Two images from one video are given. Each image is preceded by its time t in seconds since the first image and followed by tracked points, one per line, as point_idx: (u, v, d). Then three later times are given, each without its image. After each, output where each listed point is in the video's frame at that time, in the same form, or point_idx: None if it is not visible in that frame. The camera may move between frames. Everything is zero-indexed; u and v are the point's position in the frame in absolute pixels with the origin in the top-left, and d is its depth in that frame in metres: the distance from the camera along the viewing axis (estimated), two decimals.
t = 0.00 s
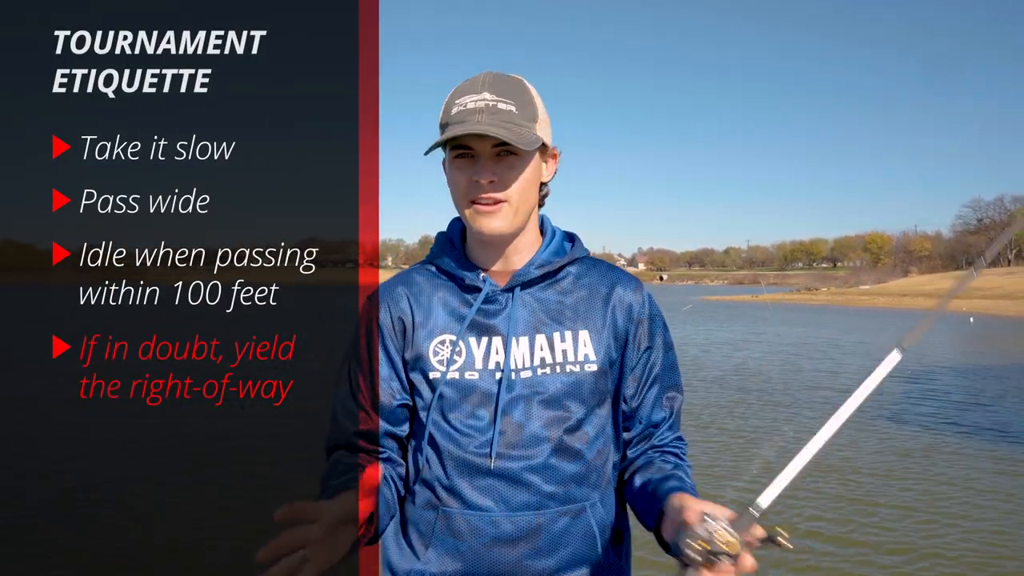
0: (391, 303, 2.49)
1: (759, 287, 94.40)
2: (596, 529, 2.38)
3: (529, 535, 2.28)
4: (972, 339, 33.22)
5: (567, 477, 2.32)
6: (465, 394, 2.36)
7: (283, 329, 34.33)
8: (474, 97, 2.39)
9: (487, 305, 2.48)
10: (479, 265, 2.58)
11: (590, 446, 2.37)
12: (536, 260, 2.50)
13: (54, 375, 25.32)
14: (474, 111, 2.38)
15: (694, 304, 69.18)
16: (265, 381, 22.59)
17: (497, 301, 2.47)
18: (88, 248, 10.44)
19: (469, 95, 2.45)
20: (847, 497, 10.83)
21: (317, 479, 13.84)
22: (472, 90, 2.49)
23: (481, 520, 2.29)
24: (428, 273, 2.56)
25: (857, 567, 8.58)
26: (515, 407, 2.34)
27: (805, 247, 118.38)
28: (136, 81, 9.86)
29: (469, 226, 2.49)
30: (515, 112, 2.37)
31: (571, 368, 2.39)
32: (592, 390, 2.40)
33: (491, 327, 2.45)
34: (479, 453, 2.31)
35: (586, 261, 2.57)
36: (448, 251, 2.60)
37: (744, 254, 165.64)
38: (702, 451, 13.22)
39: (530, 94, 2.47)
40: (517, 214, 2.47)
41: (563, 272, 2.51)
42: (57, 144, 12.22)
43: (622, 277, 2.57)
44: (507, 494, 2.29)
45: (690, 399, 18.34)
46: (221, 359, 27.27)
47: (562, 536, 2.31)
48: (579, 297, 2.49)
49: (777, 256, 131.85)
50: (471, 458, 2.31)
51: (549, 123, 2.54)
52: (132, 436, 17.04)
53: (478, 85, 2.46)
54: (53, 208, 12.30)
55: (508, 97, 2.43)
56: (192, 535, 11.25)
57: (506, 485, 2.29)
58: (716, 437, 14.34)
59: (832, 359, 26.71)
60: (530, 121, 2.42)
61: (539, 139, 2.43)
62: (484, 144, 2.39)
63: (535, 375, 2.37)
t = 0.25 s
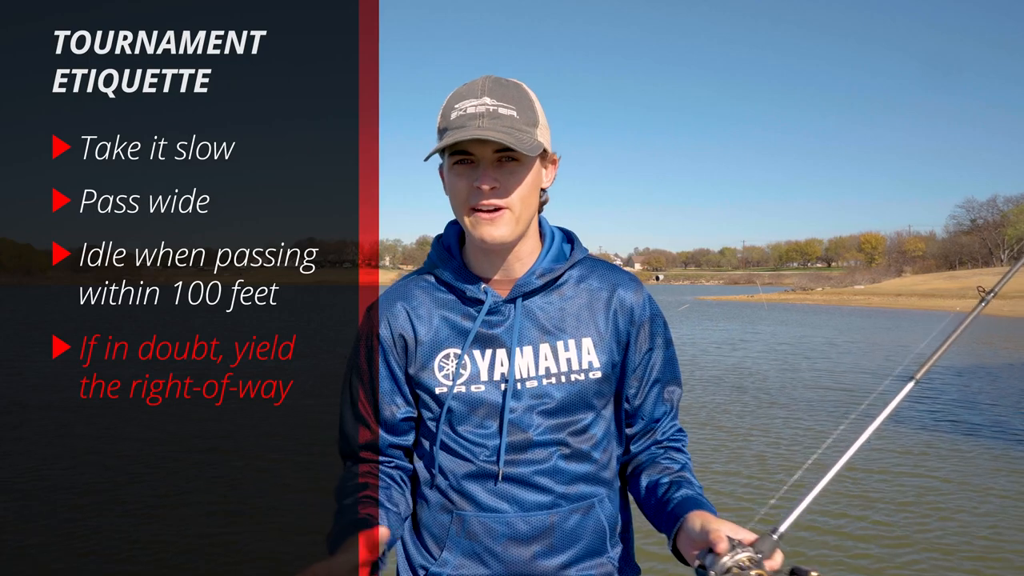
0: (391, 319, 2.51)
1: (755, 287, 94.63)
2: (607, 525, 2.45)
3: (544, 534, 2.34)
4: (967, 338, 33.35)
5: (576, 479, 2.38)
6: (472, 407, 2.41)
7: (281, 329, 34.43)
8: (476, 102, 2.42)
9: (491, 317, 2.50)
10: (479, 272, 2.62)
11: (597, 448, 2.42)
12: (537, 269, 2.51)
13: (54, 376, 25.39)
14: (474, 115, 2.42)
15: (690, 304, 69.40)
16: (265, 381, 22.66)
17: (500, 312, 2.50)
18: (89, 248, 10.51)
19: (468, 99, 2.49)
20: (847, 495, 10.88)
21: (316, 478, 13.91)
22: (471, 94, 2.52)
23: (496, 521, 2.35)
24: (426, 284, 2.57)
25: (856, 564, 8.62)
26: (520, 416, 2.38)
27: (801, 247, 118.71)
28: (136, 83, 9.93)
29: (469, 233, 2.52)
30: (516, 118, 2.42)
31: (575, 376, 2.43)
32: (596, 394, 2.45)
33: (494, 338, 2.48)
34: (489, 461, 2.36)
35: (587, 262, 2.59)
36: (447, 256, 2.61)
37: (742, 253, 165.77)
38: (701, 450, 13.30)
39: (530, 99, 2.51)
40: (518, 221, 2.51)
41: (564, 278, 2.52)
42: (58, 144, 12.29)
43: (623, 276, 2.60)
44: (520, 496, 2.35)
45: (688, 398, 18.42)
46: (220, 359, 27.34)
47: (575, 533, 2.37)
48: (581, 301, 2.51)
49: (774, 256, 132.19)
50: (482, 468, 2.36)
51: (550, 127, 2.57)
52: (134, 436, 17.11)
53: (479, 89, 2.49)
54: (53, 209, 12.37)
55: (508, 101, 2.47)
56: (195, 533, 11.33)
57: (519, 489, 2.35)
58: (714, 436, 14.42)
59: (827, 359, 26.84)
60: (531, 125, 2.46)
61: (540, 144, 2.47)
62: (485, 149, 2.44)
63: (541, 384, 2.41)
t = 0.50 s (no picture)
0: (373, 320, 2.36)
1: (747, 287, 95.27)
2: (586, 531, 2.45)
3: (528, 543, 2.30)
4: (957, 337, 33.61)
5: (559, 485, 2.36)
6: (456, 412, 2.34)
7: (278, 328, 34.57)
8: (466, 103, 2.43)
9: (475, 320, 2.46)
10: (461, 275, 2.61)
11: (577, 452, 2.42)
12: (519, 273, 2.53)
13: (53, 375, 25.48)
14: (465, 116, 2.43)
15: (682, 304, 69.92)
16: (263, 381, 22.76)
17: (483, 315, 2.46)
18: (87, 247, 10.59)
19: (456, 99, 2.49)
20: (840, 494, 10.98)
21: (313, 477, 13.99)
22: (459, 94, 2.52)
23: (479, 532, 2.28)
24: (409, 284, 2.49)
25: (847, 563, 8.72)
26: (506, 420, 2.33)
27: (795, 247, 119.39)
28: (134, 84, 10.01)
29: (454, 235, 2.52)
30: (506, 120, 2.44)
31: (558, 379, 2.42)
32: (577, 398, 2.45)
33: (478, 342, 2.43)
34: (473, 469, 2.29)
35: (566, 265, 2.62)
36: (428, 258, 2.61)
37: (738, 253, 166.27)
38: (696, 450, 13.38)
39: (516, 102, 2.54)
40: (504, 223, 2.52)
41: (545, 280, 2.53)
42: (58, 144, 12.36)
43: (600, 280, 2.63)
44: (504, 504, 2.29)
45: (682, 398, 18.53)
46: (219, 359, 27.47)
47: (558, 540, 2.35)
48: (563, 304, 2.52)
49: (768, 256, 132.97)
50: (466, 476, 2.29)
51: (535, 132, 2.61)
52: (133, 435, 17.19)
53: (468, 90, 2.50)
54: (52, 208, 12.44)
55: (497, 104, 2.49)
56: (195, 533, 11.40)
57: (503, 498, 2.29)
58: (709, 436, 14.50)
59: (818, 358, 27.08)
60: (520, 128, 2.49)
61: (529, 147, 2.50)
62: (475, 150, 2.45)
63: (524, 387, 2.38)
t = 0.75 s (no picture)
0: (331, 313, 2.30)
1: (741, 287, 95.76)
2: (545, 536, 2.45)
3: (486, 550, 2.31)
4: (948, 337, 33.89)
5: (519, 488, 2.35)
6: (414, 411, 2.31)
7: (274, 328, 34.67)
8: (462, 93, 2.35)
9: (437, 316, 2.45)
10: (431, 271, 2.57)
11: (539, 455, 2.41)
12: (483, 269, 2.53)
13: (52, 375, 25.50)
14: (461, 106, 2.35)
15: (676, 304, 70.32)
16: (259, 381, 22.84)
17: (446, 312, 2.46)
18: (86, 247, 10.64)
19: (448, 88, 2.41)
20: (840, 495, 11.03)
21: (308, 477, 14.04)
22: (449, 83, 2.44)
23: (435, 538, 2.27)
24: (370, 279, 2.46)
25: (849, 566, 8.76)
26: (466, 420, 2.32)
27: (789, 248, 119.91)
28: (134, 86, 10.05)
29: (436, 227, 2.42)
30: (499, 115, 2.40)
31: (521, 377, 2.43)
32: (541, 398, 2.45)
33: (440, 339, 2.42)
34: (431, 470, 2.27)
35: (529, 265, 2.65)
36: (394, 254, 2.55)
37: (734, 253, 166.80)
38: (693, 450, 13.42)
39: (502, 100, 2.51)
40: (487, 219, 2.47)
41: (508, 279, 2.55)
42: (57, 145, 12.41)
43: (564, 280, 2.65)
44: (461, 510, 2.27)
45: (676, 398, 18.61)
46: (217, 359, 27.54)
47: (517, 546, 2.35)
48: (526, 303, 2.53)
49: (763, 257, 133.52)
50: (424, 479, 2.26)
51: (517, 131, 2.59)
52: (132, 435, 17.21)
53: (460, 81, 2.43)
54: (52, 209, 12.48)
55: (488, 98, 2.44)
56: (198, 533, 11.43)
57: (461, 503, 2.27)
58: (706, 436, 14.54)
59: (810, 359, 27.25)
60: (507, 126, 2.46)
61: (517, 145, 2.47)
62: (468, 141, 2.37)
63: (486, 386, 2.38)
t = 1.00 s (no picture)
0: (295, 308, 2.27)
1: (739, 288, 95.85)
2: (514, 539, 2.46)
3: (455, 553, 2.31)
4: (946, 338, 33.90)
5: (490, 488, 2.35)
6: (386, 406, 2.29)
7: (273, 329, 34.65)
8: (473, 88, 2.34)
9: (409, 310, 2.43)
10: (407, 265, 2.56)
11: (510, 454, 2.41)
12: (455, 263, 2.54)
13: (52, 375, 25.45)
14: (473, 100, 2.33)
15: (674, 304, 70.34)
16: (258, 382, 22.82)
17: (417, 307, 2.44)
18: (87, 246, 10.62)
19: (456, 81, 2.37)
20: (842, 496, 10.97)
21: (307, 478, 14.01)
22: (454, 74, 2.41)
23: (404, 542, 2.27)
24: (335, 272, 2.41)
25: (854, 564, 8.73)
26: (439, 416, 2.32)
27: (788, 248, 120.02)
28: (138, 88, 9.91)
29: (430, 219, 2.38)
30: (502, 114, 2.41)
31: (493, 373, 2.43)
32: (513, 393, 2.45)
33: (411, 332, 2.41)
34: (401, 470, 2.26)
35: (495, 266, 2.68)
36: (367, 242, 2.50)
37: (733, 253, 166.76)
38: (694, 451, 13.35)
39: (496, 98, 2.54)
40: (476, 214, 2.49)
41: (476, 277, 2.57)
42: (59, 145, 12.40)
43: (530, 281, 2.69)
44: (431, 511, 2.28)
45: (675, 398, 18.61)
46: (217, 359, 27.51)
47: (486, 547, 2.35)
48: (494, 301, 2.55)
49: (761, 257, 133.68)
50: (395, 478, 2.26)
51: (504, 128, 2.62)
52: (132, 435, 17.15)
53: (465, 75, 2.41)
54: (53, 209, 12.42)
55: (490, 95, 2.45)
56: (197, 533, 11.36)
57: (432, 503, 2.28)
58: (707, 437, 14.47)
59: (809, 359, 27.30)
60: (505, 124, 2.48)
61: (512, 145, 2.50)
62: (474, 136, 2.36)
63: (457, 381, 2.37)
